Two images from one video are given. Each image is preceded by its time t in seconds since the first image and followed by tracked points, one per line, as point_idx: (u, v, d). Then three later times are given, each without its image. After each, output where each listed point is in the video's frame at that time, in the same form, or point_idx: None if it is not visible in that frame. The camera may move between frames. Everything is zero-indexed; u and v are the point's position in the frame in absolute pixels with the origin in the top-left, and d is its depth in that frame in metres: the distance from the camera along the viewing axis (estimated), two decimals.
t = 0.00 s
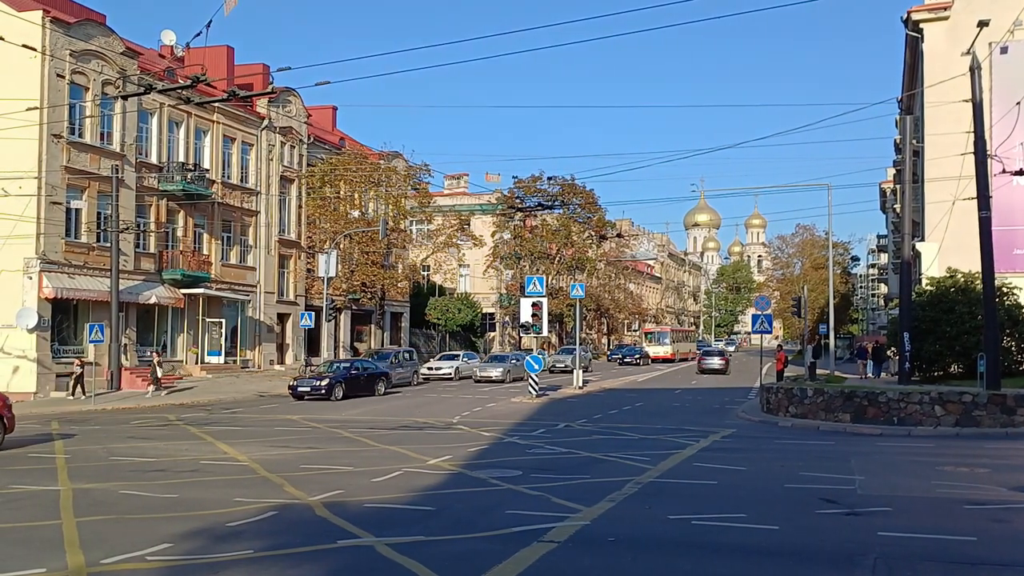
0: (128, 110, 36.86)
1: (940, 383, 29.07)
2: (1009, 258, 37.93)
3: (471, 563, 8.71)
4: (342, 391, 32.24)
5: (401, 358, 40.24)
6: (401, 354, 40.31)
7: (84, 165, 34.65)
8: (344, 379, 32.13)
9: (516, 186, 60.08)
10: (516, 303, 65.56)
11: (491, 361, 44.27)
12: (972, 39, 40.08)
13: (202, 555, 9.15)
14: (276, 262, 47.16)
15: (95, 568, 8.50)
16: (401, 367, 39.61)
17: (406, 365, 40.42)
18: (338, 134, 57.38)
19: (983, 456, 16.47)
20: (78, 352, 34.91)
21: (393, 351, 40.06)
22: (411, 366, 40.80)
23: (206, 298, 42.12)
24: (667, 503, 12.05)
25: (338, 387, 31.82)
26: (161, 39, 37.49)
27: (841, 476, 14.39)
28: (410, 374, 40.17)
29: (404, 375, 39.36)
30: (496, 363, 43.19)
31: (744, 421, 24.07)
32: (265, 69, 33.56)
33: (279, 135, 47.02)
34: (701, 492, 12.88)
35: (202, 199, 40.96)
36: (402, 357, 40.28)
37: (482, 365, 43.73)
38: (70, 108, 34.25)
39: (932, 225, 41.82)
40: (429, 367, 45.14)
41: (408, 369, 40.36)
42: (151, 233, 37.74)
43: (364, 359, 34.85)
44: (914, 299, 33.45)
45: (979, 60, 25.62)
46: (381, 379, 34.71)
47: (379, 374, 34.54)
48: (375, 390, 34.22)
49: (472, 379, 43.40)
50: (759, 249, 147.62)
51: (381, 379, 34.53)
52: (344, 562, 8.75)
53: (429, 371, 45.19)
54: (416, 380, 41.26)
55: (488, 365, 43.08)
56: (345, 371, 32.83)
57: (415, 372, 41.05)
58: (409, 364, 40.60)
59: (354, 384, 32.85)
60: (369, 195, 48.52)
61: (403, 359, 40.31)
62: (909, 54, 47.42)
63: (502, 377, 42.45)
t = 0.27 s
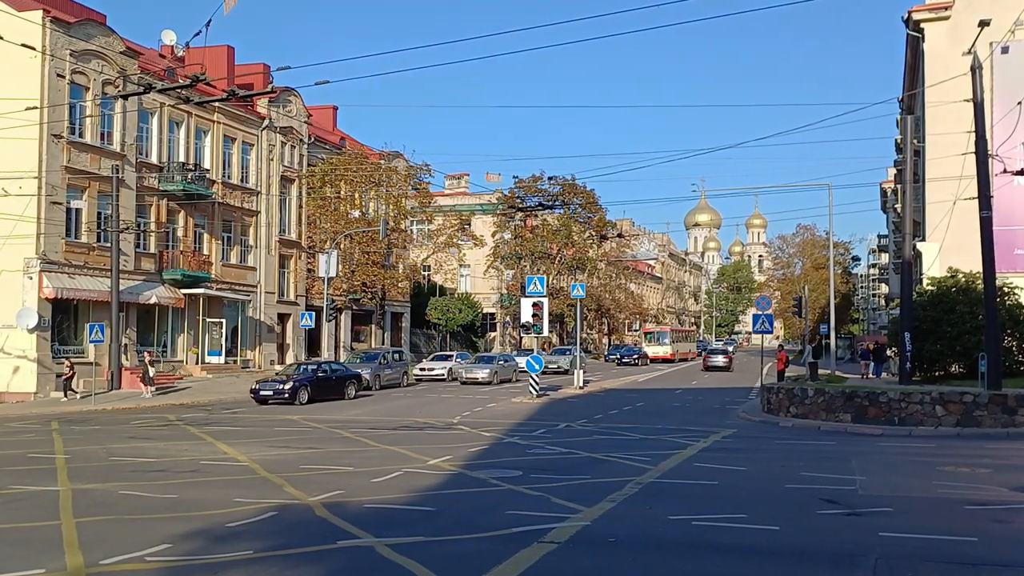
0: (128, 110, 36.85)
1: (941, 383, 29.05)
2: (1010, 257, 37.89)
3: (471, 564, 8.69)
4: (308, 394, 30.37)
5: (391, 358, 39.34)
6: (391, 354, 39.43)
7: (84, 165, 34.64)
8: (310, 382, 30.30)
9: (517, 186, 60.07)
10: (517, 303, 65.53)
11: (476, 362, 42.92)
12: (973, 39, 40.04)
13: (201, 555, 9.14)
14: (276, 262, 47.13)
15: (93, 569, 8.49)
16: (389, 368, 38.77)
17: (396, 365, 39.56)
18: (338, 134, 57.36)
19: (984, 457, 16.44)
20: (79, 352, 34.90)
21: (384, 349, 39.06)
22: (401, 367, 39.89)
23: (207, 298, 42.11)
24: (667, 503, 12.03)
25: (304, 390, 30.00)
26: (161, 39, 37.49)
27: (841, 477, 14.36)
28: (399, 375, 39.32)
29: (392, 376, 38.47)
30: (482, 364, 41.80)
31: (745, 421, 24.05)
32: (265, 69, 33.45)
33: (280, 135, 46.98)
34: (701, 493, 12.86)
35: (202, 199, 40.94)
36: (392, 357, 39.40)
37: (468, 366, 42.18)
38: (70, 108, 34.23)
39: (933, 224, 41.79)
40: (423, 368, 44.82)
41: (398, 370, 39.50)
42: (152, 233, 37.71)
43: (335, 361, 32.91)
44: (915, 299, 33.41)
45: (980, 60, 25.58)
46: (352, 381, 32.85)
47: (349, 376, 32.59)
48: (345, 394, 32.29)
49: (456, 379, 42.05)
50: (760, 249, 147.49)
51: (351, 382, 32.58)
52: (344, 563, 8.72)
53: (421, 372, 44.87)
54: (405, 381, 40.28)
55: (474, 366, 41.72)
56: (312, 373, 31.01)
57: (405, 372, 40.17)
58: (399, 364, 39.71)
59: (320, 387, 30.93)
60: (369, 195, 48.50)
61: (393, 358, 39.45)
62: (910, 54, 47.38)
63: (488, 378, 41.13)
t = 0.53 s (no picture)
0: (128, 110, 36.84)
1: (942, 383, 29.01)
2: (1011, 257, 37.89)
3: (472, 565, 8.66)
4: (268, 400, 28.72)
5: (379, 358, 38.52)
6: (379, 355, 38.66)
7: (84, 165, 34.62)
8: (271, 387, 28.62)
9: (517, 186, 60.06)
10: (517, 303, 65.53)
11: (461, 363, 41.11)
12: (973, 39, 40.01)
13: (200, 557, 9.11)
14: (276, 262, 47.11)
15: (92, 571, 8.46)
16: (377, 369, 38.01)
17: (384, 366, 38.77)
18: (339, 134, 57.36)
19: (985, 457, 16.42)
20: (79, 353, 34.90)
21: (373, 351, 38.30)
22: (389, 367, 39.06)
23: (207, 298, 42.11)
24: (667, 504, 12.00)
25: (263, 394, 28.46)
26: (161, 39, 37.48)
27: (842, 478, 14.33)
28: (387, 377, 38.53)
29: (380, 378, 37.72)
30: (467, 365, 39.98)
31: (745, 422, 24.03)
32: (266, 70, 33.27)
33: (280, 135, 46.90)
34: (702, 494, 12.83)
35: (202, 199, 40.93)
36: (380, 357, 38.61)
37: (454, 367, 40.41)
38: (70, 108, 34.21)
39: (934, 224, 41.78)
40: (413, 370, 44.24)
41: (386, 370, 38.71)
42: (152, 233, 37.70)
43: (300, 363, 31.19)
44: (916, 299, 33.35)
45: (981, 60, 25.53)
46: (319, 385, 31.11)
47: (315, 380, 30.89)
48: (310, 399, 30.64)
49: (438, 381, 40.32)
50: (761, 249, 147.38)
51: (317, 386, 30.90)
52: (344, 565, 8.69)
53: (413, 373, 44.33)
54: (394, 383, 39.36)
55: (459, 367, 39.86)
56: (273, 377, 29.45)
57: (394, 373, 39.37)
58: (387, 364, 38.92)
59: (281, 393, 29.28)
60: (369, 195, 48.45)
61: (381, 359, 38.69)
62: (911, 54, 47.33)
63: (473, 381, 39.32)
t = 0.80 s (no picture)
0: (130, 110, 36.87)
1: (943, 384, 29.00)
2: (1011, 258, 37.94)
3: (474, 565, 8.66)
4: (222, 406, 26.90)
5: (367, 359, 37.81)
6: (367, 355, 38.00)
7: (85, 165, 34.63)
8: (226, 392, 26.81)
9: (518, 186, 60.09)
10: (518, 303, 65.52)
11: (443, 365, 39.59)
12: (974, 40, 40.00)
13: (202, 557, 9.11)
14: (277, 263, 47.13)
15: (94, 571, 8.45)
16: (365, 371, 37.31)
17: (373, 368, 38.07)
18: (340, 134, 57.38)
19: (987, 458, 16.41)
20: (80, 353, 34.92)
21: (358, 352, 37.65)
22: (378, 368, 38.35)
23: (208, 299, 42.15)
24: (669, 504, 11.99)
25: (219, 398, 26.95)
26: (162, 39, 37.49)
27: (845, 477, 14.33)
28: (376, 379, 37.84)
29: (367, 380, 37.09)
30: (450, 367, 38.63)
31: (747, 422, 24.02)
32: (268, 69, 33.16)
33: (281, 135, 46.96)
34: (703, 494, 12.83)
35: (204, 199, 40.94)
36: (368, 359, 37.92)
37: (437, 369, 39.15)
38: (72, 107, 34.21)
39: (935, 225, 41.85)
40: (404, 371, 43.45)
41: (375, 372, 37.99)
42: (153, 233, 37.70)
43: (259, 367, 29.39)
44: (917, 299, 33.32)
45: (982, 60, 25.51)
46: (279, 390, 29.33)
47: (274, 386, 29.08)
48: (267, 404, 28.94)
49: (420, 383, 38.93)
50: (761, 249, 147.30)
51: (276, 392, 29.16)
52: (345, 565, 8.68)
53: (405, 373, 43.64)
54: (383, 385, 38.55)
55: (441, 370, 38.38)
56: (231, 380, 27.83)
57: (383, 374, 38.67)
58: (376, 365, 38.23)
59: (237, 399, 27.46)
60: (370, 195, 48.58)
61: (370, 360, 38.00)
62: (912, 54, 47.29)
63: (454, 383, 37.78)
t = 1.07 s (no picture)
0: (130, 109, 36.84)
1: (944, 383, 28.99)
2: (1011, 258, 37.96)
3: (478, 565, 8.65)
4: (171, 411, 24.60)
5: (354, 360, 36.96)
6: (355, 355, 37.20)
7: (86, 164, 34.59)
8: (175, 396, 24.50)
9: (519, 186, 60.09)
10: (518, 303, 65.49)
11: (423, 366, 37.69)
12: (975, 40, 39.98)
13: (205, 557, 9.08)
14: (278, 263, 47.13)
15: (97, 571, 8.42)
16: (351, 371, 36.39)
17: (361, 368, 37.19)
18: (340, 133, 57.35)
19: (989, 457, 16.39)
20: (80, 353, 34.89)
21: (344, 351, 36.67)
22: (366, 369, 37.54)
23: (209, 298, 42.13)
24: (674, 504, 11.96)
25: (168, 403, 24.25)
26: (162, 39, 37.48)
27: (847, 477, 14.31)
28: (361, 380, 36.85)
29: (353, 380, 36.19)
30: (431, 368, 36.88)
31: (748, 422, 24.00)
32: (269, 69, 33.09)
33: (281, 134, 47.04)
34: (707, 493, 12.81)
35: (204, 199, 40.90)
36: (356, 359, 37.10)
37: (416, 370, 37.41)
38: (72, 106, 34.18)
39: (935, 225, 41.81)
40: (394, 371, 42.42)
41: (362, 373, 37.09)
42: (153, 233, 37.67)
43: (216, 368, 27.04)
44: (917, 299, 33.31)
45: (983, 61, 25.48)
46: (237, 394, 27.07)
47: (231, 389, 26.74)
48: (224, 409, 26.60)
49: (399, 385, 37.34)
50: (761, 249, 147.24)
51: (234, 396, 26.84)
52: (350, 565, 8.67)
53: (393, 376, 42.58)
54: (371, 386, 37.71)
55: (420, 371, 36.66)
56: (182, 383, 25.22)
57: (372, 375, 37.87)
58: (365, 366, 37.46)
59: (188, 404, 25.17)
60: (371, 195, 47.93)
61: (358, 361, 37.12)
62: (912, 54, 47.25)
63: (434, 385, 36.04)
